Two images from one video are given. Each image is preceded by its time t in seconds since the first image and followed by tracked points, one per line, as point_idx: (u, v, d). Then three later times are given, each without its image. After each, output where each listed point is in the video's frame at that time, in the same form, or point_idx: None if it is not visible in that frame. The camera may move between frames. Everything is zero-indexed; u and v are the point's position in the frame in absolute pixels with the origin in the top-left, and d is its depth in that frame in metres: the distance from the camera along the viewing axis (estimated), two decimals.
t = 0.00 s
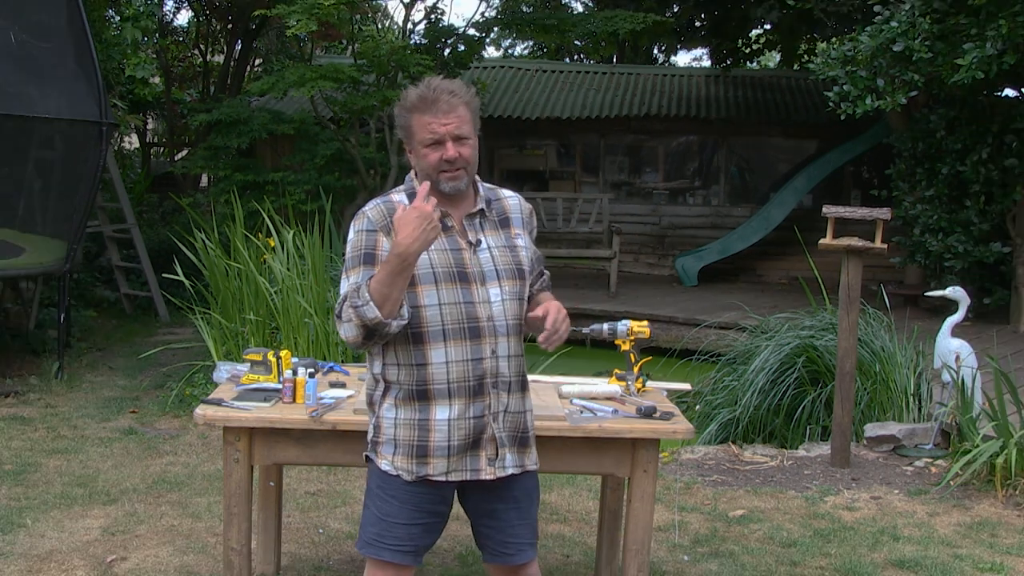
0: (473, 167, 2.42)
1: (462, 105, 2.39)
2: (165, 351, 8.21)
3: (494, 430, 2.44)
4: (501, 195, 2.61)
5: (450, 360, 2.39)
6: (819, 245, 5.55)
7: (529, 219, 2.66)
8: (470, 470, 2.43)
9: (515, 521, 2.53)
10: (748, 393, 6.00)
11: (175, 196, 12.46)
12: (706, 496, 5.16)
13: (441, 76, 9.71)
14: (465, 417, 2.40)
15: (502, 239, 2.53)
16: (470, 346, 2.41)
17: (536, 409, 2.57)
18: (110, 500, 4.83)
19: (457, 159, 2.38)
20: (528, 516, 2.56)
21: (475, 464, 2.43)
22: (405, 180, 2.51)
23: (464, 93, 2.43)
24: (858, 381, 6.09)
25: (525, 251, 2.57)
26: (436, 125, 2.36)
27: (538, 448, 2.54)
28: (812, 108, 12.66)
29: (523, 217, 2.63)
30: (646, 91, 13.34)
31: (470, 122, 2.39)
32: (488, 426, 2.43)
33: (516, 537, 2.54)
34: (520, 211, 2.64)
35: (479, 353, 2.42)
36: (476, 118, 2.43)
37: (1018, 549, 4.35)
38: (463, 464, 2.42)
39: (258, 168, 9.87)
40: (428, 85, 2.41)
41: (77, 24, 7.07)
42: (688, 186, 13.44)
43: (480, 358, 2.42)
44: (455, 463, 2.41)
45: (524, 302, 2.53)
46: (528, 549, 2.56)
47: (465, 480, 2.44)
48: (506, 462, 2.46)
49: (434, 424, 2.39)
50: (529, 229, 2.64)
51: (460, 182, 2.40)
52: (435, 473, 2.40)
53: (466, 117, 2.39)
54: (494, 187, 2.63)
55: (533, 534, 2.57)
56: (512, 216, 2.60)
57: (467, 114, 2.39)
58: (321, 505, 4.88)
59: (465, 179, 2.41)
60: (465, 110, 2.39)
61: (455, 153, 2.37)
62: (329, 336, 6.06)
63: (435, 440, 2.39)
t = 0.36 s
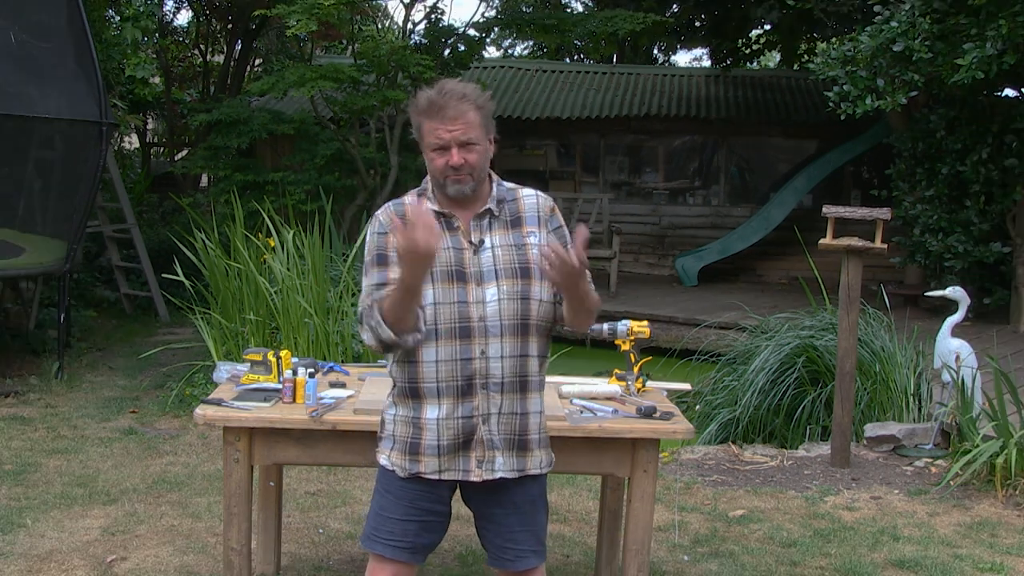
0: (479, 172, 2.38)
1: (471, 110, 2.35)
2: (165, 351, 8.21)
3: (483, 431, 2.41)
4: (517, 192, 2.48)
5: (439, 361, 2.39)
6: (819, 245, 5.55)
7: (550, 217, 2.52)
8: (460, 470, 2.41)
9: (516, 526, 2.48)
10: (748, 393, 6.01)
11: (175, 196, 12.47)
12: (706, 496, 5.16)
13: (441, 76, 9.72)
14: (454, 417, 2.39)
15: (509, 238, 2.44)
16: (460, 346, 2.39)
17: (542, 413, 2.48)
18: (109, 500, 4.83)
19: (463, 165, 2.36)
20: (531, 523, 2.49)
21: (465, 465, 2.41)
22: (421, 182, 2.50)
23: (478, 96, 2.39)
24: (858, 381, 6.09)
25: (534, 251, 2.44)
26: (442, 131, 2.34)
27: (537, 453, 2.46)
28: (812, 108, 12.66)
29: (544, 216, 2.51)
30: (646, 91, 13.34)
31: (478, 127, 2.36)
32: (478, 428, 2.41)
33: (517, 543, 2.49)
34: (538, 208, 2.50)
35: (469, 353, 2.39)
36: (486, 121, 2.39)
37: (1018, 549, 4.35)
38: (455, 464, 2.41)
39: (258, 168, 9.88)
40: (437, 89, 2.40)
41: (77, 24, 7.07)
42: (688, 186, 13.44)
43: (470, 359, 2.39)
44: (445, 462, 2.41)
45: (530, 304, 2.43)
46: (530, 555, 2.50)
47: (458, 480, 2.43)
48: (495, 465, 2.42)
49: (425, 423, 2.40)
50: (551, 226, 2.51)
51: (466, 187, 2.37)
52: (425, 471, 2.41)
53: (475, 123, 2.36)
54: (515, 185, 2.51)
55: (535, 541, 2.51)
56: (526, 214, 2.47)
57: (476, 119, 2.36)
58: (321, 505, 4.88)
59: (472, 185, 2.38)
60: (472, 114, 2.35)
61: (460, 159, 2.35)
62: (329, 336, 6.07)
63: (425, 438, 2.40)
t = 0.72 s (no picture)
0: (485, 171, 2.37)
1: (476, 108, 2.35)
2: (165, 351, 8.21)
3: (479, 435, 2.40)
4: (531, 197, 2.47)
5: (439, 361, 2.40)
6: (819, 245, 5.55)
7: (562, 224, 2.48)
8: (455, 473, 2.41)
9: (515, 530, 2.47)
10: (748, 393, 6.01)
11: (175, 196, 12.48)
12: (706, 496, 5.15)
13: (440, 76, 9.72)
14: (451, 418, 2.39)
15: (519, 243, 2.43)
16: (459, 347, 2.39)
17: (543, 420, 2.46)
18: (109, 500, 4.83)
19: (467, 163, 2.36)
20: (531, 527, 2.49)
21: (461, 468, 2.40)
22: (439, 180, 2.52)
23: (485, 95, 2.38)
24: (858, 381, 6.09)
25: (541, 258, 2.43)
26: (446, 129, 2.35)
27: (534, 463, 2.44)
28: (812, 108, 12.66)
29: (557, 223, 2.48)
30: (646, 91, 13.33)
31: (483, 124, 2.35)
32: (474, 431, 2.40)
33: (515, 547, 2.48)
34: (551, 215, 2.47)
35: (469, 356, 2.40)
36: (493, 118, 2.37)
37: (1018, 549, 4.35)
38: (451, 466, 2.40)
39: (258, 168, 9.88)
40: (445, 88, 2.41)
41: (77, 24, 7.07)
42: (688, 186, 13.44)
43: (470, 362, 2.40)
44: (441, 464, 2.40)
45: (534, 311, 2.43)
46: (529, 559, 2.49)
47: (454, 483, 2.42)
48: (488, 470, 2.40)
49: (423, 423, 2.41)
50: (563, 234, 2.48)
51: (470, 186, 2.36)
52: (421, 472, 2.40)
53: (480, 121, 2.35)
54: (531, 190, 2.50)
55: (535, 545, 2.50)
56: (537, 220, 2.45)
57: (482, 116, 2.35)
58: (321, 505, 4.88)
59: (476, 184, 2.37)
60: (478, 112, 2.34)
61: (463, 157, 2.35)
62: (329, 336, 6.08)
63: (422, 438, 2.40)
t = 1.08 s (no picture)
0: (487, 184, 2.37)
1: (480, 121, 2.34)
2: (165, 351, 8.21)
3: (478, 440, 2.40)
4: (531, 203, 2.46)
5: (438, 366, 2.40)
6: (819, 245, 5.55)
7: (562, 231, 2.49)
8: (454, 477, 2.41)
9: (514, 531, 2.47)
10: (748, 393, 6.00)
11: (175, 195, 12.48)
12: (706, 496, 5.15)
13: (440, 76, 9.73)
14: (449, 423, 2.39)
15: (519, 249, 2.43)
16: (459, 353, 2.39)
17: (542, 424, 2.47)
18: (109, 500, 4.83)
19: (470, 176, 2.35)
20: (532, 528, 2.48)
21: (459, 473, 2.40)
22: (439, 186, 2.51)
23: (488, 105, 2.37)
24: (858, 381, 6.09)
25: (541, 264, 2.43)
26: (449, 141, 2.33)
27: (534, 467, 2.44)
28: (812, 108, 12.66)
29: (558, 229, 2.48)
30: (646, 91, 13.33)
31: (485, 137, 2.34)
32: (473, 436, 2.40)
33: (515, 548, 2.47)
34: (551, 221, 2.47)
35: (469, 362, 2.39)
36: (495, 130, 2.37)
37: (1018, 549, 4.35)
38: (449, 471, 2.41)
39: (258, 168, 9.88)
40: (447, 98, 2.40)
41: (77, 24, 7.07)
42: (688, 186, 13.45)
43: (469, 367, 2.40)
44: (439, 468, 2.40)
45: (534, 317, 2.43)
46: (529, 561, 2.48)
47: (452, 487, 2.42)
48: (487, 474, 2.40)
49: (421, 428, 2.41)
50: (563, 240, 2.48)
51: (473, 198, 2.35)
52: (419, 475, 2.40)
53: (483, 134, 2.34)
54: (530, 195, 2.49)
55: (536, 547, 2.49)
56: (538, 226, 2.45)
57: (485, 130, 2.34)
58: (322, 505, 4.88)
59: (479, 196, 2.36)
60: (481, 124, 2.34)
61: (466, 170, 2.34)
62: (329, 336, 6.09)
63: (421, 443, 2.40)
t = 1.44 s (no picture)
0: (484, 177, 2.38)
1: (482, 114, 2.33)
2: (165, 351, 8.21)
3: (486, 427, 2.40)
4: (520, 190, 2.49)
5: (441, 356, 2.39)
6: (819, 245, 5.55)
7: (554, 213, 2.53)
8: (465, 466, 2.41)
9: (519, 526, 2.47)
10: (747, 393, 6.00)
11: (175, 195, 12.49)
12: (706, 496, 5.15)
13: (441, 76, 9.73)
14: (457, 412, 2.39)
15: (513, 235, 2.45)
16: (463, 341, 2.39)
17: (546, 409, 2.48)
18: (108, 500, 4.83)
19: (468, 168, 2.35)
20: (536, 523, 2.48)
21: (470, 461, 2.41)
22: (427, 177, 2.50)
23: (489, 98, 2.35)
24: (858, 381, 6.09)
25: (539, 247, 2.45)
26: (451, 133, 2.31)
27: (547, 450, 2.45)
28: (812, 108, 12.66)
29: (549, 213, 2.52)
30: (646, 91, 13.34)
31: (486, 131, 2.34)
32: (483, 423, 2.41)
33: (520, 543, 2.48)
34: (542, 205, 2.51)
35: (473, 349, 2.40)
36: (495, 124, 2.36)
37: (1018, 549, 4.35)
38: (459, 460, 2.41)
39: (258, 168, 9.88)
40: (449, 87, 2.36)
41: (78, 25, 7.08)
42: (688, 186, 13.45)
43: (474, 354, 2.40)
44: (449, 458, 2.40)
45: (536, 301, 2.43)
46: (533, 555, 2.49)
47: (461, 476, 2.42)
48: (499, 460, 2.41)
49: (428, 419, 2.40)
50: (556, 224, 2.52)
51: (468, 191, 2.37)
52: (429, 467, 2.40)
53: (485, 127, 2.34)
54: (518, 183, 2.52)
55: (539, 541, 2.49)
56: (530, 211, 2.48)
57: (486, 122, 2.33)
58: (322, 505, 4.87)
59: (474, 190, 2.37)
60: (483, 118, 2.33)
61: (466, 162, 2.34)
62: (329, 336, 6.09)
63: (428, 435, 2.39)
